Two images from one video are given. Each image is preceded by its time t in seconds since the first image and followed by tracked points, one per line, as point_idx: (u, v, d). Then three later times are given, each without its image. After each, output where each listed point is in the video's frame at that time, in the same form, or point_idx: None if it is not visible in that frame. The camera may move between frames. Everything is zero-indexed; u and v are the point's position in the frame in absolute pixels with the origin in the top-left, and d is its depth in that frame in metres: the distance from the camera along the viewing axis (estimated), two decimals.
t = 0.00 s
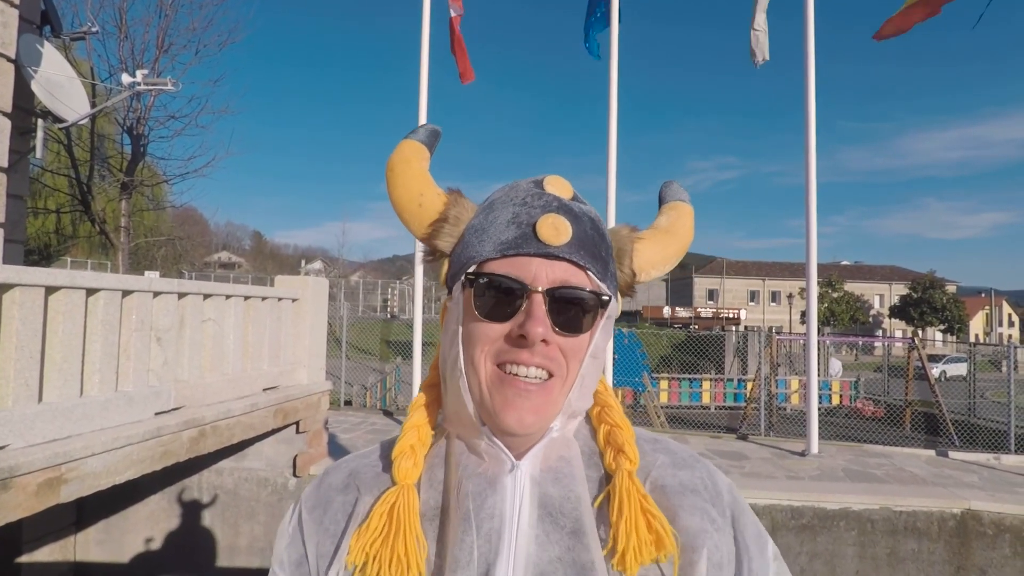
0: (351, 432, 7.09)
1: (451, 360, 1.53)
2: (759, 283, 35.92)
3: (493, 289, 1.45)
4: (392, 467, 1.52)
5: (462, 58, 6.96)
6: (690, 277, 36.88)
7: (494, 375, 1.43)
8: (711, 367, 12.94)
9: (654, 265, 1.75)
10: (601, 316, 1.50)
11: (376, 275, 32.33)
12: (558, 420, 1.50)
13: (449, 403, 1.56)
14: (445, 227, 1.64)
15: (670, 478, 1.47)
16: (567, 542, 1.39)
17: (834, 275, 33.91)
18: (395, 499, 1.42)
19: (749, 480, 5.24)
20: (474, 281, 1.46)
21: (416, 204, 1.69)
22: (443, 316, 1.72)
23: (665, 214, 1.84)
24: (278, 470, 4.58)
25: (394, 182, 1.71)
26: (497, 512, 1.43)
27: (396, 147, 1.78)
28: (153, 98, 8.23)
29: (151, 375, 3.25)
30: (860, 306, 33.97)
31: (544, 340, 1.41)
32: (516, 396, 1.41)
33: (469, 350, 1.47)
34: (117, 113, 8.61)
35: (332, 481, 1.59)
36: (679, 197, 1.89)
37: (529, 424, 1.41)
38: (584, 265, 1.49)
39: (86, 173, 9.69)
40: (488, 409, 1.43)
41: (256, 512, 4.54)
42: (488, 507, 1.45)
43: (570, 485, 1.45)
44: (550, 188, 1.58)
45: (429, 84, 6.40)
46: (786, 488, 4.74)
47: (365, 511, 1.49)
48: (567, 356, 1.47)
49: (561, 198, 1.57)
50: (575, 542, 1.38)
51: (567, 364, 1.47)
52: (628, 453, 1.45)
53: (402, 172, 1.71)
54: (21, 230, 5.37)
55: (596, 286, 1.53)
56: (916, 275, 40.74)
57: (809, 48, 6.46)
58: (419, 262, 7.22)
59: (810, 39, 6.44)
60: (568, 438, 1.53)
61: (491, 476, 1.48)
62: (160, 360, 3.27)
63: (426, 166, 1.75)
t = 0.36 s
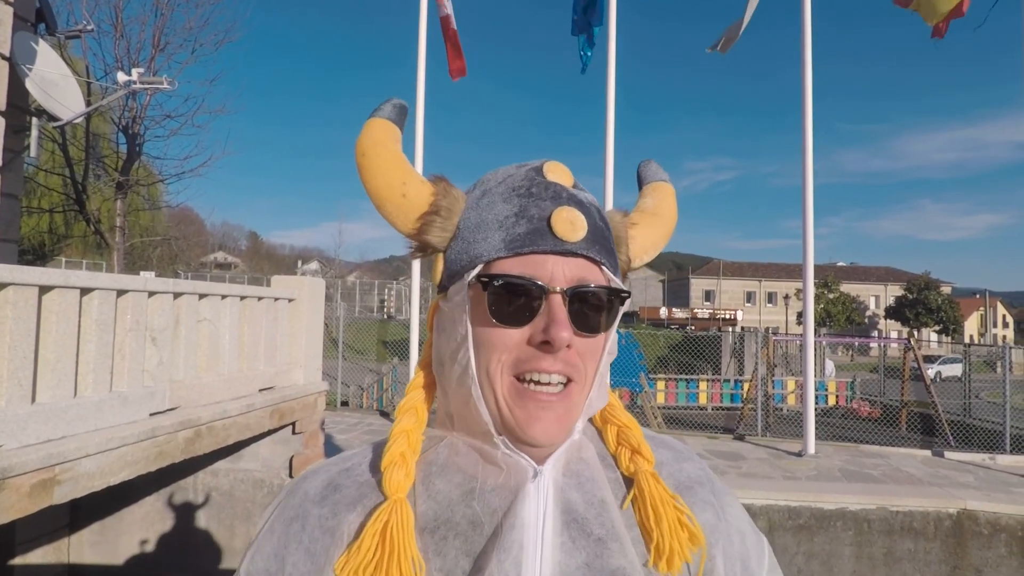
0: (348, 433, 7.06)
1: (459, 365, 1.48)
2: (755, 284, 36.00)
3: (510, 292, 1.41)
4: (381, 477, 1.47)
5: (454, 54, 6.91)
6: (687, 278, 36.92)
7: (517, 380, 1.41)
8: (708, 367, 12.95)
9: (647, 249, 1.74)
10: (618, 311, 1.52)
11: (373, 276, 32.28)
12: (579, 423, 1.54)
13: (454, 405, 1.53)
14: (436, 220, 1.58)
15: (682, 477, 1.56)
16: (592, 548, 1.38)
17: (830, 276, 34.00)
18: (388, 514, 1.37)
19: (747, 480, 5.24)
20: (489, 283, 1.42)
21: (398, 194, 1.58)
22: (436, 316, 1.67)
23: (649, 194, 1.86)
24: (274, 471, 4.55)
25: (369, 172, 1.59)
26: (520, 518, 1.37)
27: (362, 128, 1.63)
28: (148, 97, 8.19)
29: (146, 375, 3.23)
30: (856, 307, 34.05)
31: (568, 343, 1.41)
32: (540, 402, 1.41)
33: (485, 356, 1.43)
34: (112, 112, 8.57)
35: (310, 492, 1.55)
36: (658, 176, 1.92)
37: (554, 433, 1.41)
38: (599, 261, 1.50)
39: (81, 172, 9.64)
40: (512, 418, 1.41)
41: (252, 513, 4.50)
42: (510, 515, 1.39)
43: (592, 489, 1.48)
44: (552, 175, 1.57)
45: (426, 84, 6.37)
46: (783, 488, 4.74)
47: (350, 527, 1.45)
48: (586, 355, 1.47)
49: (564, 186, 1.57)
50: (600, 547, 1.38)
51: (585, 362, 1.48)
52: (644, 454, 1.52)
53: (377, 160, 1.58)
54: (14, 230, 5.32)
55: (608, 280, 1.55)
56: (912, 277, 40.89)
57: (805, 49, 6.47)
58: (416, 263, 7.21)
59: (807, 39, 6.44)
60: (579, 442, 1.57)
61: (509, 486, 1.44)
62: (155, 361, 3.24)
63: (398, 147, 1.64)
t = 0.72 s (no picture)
0: (340, 432, 7.01)
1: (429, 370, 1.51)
2: (747, 283, 36.15)
3: (463, 297, 1.42)
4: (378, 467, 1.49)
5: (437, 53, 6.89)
6: (679, 277, 37.01)
7: (470, 384, 1.41)
8: (701, 365, 12.98)
9: (626, 243, 1.73)
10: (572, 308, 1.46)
11: (366, 274, 32.16)
12: (542, 415, 1.45)
13: (435, 406, 1.53)
14: (409, 232, 1.61)
15: (662, 464, 1.42)
16: (559, 536, 1.34)
17: (821, 275, 34.18)
18: (381, 500, 1.38)
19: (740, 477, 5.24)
20: (443, 290, 1.44)
21: (377, 210, 1.65)
22: (420, 320, 1.67)
23: (636, 186, 1.81)
24: (266, 471, 4.50)
25: (351, 188, 1.65)
26: (484, 513, 1.38)
27: (349, 148, 1.71)
28: (137, 93, 8.11)
29: (135, 375, 3.18)
30: (847, 306, 34.28)
31: (518, 342, 1.38)
32: (491, 402, 1.38)
33: (444, 361, 1.44)
34: (101, 109, 8.46)
35: (328, 466, 1.57)
36: (648, 165, 1.85)
37: (512, 426, 1.38)
38: (552, 261, 1.45)
39: (69, 169, 9.52)
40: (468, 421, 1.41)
41: (243, 514, 4.45)
42: (475, 507, 1.39)
43: (561, 481, 1.41)
44: (509, 180, 1.53)
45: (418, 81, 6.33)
46: (776, 486, 4.75)
47: (356, 498, 1.46)
48: (543, 355, 1.43)
49: (521, 190, 1.52)
50: (567, 537, 1.33)
51: (544, 363, 1.43)
52: (616, 440, 1.42)
53: (359, 177, 1.65)
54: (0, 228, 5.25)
55: (565, 278, 1.49)
56: (902, 275, 41.22)
57: (799, 47, 6.47)
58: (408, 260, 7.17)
59: (800, 38, 6.45)
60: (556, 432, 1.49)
61: (481, 475, 1.43)
62: (145, 361, 3.19)
63: (382, 167, 1.69)
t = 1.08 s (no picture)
0: (331, 433, 6.98)
1: (424, 366, 1.50)
2: (737, 283, 36.36)
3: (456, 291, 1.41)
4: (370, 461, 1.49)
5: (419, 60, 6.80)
6: (670, 277, 37.16)
7: (461, 377, 1.40)
8: (691, 365, 13.04)
9: (614, 261, 1.73)
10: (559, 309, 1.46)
11: (356, 275, 32.03)
12: (524, 413, 1.47)
13: (426, 403, 1.54)
14: (412, 236, 1.61)
15: (638, 461, 1.42)
16: (535, 530, 1.34)
17: (810, 275, 34.44)
18: (372, 491, 1.38)
19: (730, 477, 5.27)
20: (438, 286, 1.44)
21: (383, 214, 1.64)
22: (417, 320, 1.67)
23: (624, 210, 1.81)
24: (255, 472, 4.47)
25: (360, 191, 1.65)
26: (465, 504, 1.39)
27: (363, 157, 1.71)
28: (125, 91, 8.03)
29: (122, 376, 3.14)
30: (835, 306, 34.58)
31: (507, 336, 1.38)
32: (481, 397, 1.38)
33: (438, 356, 1.44)
34: (88, 107, 8.38)
35: (323, 465, 1.56)
36: (637, 193, 1.86)
37: (497, 417, 1.38)
38: (544, 264, 1.45)
39: (56, 168, 9.42)
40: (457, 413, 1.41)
41: (232, 516, 4.41)
42: (457, 499, 1.40)
43: (539, 476, 1.40)
44: (508, 193, 1.54)
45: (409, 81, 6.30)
46: (765, 485, 4.78)
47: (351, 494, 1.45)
48: (531, 353, 1.43)
49: (519, 201, 1.52)
50: (543, 530, 1.33)
51: (531, 360, 1.44)
52: (594, 439, 1.42)
53: (370, 183, 1.64)
54: None
55: (555, 283, 1.49)
56: (889, 276, 41.63)
57: (788, 49, 6.52)
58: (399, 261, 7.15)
59: (789, 41, 6.50)
60: (540, 430, 1.49)
61: (460, 469, 1.44)
62: (132, 361, 3.16)
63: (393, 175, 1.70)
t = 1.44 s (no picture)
0: (323, 433, 6.96)
1: (415, 357, 1.48)
2: (729, 283, 36.52)
3: (454, 280, 1.40)
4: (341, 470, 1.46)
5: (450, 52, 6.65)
6: (663, 277, 37.27)
7: (458, 369, 1.39)
8: (684, 365, 13.10)
9: (610, 254, 1.73)
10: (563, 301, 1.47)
11: (349, 274, 31.92)
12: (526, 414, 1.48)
13: (417, 400, 1.53)
14: (399, 223, 1.60)
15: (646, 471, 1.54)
16: (548, 536, 1.32)
17: (802, 275, 34.66)
18: (342, 504, 1.34)
19: (723, 476, 5.30)
20: (434, 273, 1.42)
21: (367, 202, 1.63)
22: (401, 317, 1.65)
23: (618, 203, 1.84)
24: (246, 472, 4.45)
25: (342, 179, 1.64)
26: (471, 511, 1.33)
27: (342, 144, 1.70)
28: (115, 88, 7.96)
29: (111, 376, 3.12)
30: (827, 306, 34.80)
31: (508, 329, 1.38)
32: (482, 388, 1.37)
33: (433, 346, 1.42)
34: (78, 104, 8.30)
35: (280, 490, 1.54)
36: (630, 187, 1.89)
37: (497, 413, 1.37)
38: (545, 253, 1.46)
39: (45, 166, 9.34)
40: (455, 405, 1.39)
41: (223, 516, 4.39)
42: (458, 506, 1.34)
43: (550, 478, 1.41)
44: (505, 178, 1.55)
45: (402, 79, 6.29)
46: (757, 484, 4.81)
47: (309, 521, 1.42)
48: (531, 345, 1.43)
49: (516, 187, 1.54)
50: (558, 532, 1.33)
51: (531, 353, 1.44)
52: (614, 447, 1.51)
53: (351, 169, 1.63)
54: None
55: (557, 272, 1.50)
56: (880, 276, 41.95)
57: (781, 50, 6.55)
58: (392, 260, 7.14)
59: (782, 42, 6.53)
60: (542, 429, 1.50)
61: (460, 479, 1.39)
62: (121, 361, 3.13)
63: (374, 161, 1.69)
